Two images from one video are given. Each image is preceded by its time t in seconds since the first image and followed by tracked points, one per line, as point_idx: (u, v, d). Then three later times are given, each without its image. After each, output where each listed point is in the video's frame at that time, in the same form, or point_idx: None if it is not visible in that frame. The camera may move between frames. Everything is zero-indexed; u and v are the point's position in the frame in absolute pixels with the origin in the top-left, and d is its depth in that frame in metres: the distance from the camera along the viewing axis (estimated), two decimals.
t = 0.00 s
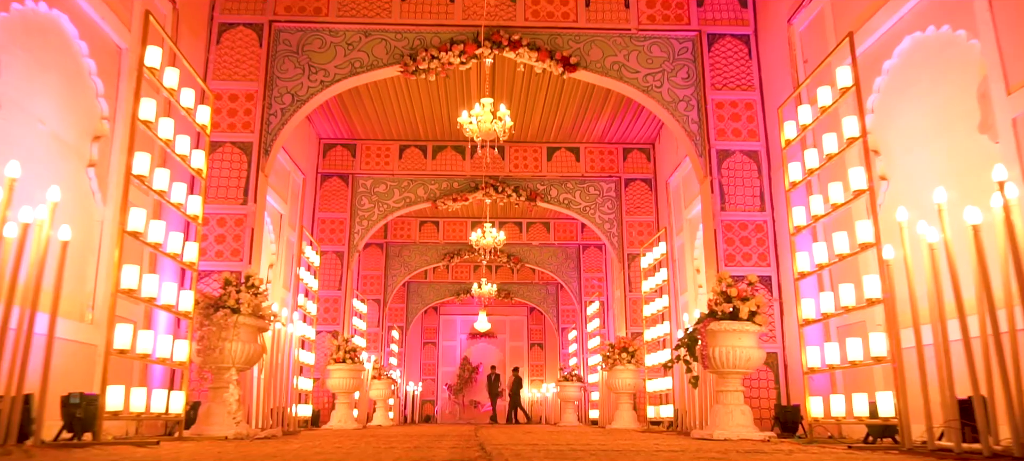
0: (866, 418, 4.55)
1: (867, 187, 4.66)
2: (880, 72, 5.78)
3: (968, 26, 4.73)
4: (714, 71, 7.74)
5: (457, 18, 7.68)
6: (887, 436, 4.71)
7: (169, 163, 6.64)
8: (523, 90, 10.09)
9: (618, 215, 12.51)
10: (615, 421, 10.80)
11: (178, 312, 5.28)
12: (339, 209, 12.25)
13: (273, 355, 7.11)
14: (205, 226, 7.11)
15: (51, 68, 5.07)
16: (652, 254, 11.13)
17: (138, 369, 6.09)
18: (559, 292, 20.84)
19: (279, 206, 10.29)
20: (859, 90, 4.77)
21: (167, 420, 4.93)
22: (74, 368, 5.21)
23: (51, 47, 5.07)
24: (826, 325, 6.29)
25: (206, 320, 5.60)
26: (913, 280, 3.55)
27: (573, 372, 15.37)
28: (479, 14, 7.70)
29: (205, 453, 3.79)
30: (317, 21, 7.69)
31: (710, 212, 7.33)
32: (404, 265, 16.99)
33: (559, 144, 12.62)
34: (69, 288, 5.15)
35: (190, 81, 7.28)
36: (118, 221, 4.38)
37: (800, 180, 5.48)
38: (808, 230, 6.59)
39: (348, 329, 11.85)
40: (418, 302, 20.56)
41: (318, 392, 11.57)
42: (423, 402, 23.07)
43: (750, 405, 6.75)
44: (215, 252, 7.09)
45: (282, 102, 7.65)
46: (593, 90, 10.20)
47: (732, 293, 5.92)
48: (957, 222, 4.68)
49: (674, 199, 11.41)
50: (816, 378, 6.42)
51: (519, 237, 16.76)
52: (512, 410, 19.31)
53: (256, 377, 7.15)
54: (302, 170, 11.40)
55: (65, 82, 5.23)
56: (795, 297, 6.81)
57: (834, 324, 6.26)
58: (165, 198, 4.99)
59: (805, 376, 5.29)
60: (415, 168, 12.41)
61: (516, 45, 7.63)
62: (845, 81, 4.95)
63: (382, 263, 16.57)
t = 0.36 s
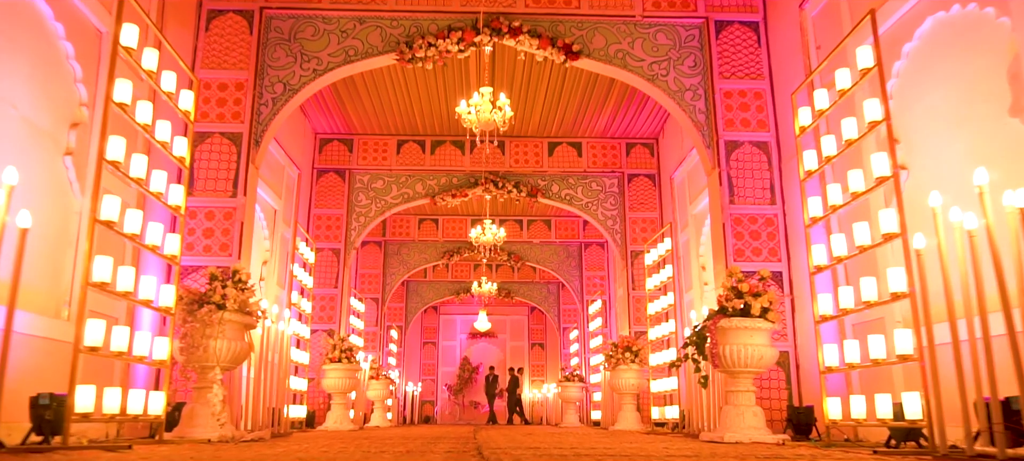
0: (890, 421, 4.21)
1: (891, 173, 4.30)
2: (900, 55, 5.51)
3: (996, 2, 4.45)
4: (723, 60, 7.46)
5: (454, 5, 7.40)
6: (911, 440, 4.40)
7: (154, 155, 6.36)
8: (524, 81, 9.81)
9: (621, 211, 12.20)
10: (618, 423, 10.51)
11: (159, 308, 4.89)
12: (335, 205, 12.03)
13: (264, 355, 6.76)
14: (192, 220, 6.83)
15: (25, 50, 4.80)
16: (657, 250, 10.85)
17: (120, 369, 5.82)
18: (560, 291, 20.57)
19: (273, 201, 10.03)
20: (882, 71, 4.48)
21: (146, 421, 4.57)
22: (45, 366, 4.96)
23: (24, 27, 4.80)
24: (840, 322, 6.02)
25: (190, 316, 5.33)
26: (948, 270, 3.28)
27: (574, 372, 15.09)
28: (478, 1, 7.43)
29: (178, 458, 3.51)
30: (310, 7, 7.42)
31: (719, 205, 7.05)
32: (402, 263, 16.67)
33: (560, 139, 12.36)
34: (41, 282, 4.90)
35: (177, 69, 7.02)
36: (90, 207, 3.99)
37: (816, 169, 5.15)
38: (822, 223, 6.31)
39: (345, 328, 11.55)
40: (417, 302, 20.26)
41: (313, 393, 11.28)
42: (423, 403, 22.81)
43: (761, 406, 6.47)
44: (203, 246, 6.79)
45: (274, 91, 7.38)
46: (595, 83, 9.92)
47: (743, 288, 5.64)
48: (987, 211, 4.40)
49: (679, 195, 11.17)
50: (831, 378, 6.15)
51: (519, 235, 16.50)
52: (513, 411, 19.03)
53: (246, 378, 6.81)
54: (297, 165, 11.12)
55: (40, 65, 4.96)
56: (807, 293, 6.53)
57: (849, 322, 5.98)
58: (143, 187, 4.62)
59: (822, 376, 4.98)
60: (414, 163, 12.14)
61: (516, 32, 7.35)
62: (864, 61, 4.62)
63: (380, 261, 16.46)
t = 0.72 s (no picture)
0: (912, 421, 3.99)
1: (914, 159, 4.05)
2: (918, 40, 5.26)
3: None
4: (730, 49, 7.24)
5: None
6: (933, 441, 4.17)
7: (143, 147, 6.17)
8: (526, 71, 9.57)
9: (623, 207, 12.03)
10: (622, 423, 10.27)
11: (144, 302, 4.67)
12: (333, 201, 11.77)
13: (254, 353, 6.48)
14: (182, 213, 6.61)
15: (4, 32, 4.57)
16: (661, 247, 10.63)
17: (104, 367, 5.61)
18: (561, 290, 20.36)
19: (269, 198, 9.83)
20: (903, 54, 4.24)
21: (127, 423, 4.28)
22: (24, 362, 4.74)
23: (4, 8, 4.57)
24: (853, 320, 5.80)
25: (176, 312, 5.08)
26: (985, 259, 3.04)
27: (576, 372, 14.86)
28: None
29: None
30: None
31: (726, 199, 6.83)
32: (401, 262, 16.47)
33: (561, 134, 12.06)
34: (17, 274, 4.68)
35: (167, 59, 6.80)
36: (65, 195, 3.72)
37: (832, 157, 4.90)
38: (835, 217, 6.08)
39: (342, 327, 11.31)
40: (417, 301, 20.03)
41: (310, 393, 11.04)
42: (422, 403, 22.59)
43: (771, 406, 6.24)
44: (194, 241, 6.57)
45: (267, 81, 7.16)
46: (598, 76, 9.71)
47: (754, 283, 5.41)
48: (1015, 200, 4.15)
49: (683, 191, 10.96)
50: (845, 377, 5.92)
51: (520, 233, 16.28)
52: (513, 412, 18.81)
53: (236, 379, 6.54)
54: (293, 160, 10.91)
55: (20, 48, 4.73)
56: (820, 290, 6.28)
57: (863, 319, 5.76)
58: (126, 174, 4.22)
59: (838, 374, 4.75)
60: (412, 159, 11.87)
61: (517, 20, 7.09)
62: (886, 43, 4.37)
63: (379, 260, 16.25)
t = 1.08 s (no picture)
0: (945, 422, 3.70)
1: (949, 139, 3.74)
2: (943, 17, 4.95)
3: None
4: (740, 34, 6.96)
5: None
6: (967, 444, 3.87)
7: (128, 134, 5.90)
8: (527, 58, 9.28)
9: (628, 203, 11.72)
10: (626, 424, 9.98)
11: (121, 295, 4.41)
12: (330, 196, 11.48)
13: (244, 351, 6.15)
14: (169, 204, 6.33)
15: None
16: (666, 243, 10.35)
17: (85, 365, 5.34)
18: (563, 289, 20.08)
19: (262, 192, 9.56)
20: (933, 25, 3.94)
21: (102, 423, 4.05)
22: None
23: None
24: (874, 315, 5.49)
25: (157, 306, 4.76)
26: None
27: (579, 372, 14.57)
28: None
29: None
30: None
31: (738, 189, 6.55)
32: (401, 259, 16.24)
33: (564, 128, 11.84)
34: None
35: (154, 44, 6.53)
36: (32, 177, 3.44)
37: (855, 140, 4.60)
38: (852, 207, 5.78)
39: (339, 325, 11.03)
40: (417, 300, 19.74)
41: (306, 392, 10.76)
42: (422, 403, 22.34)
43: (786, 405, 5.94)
44: (181, 233, 6.28)
45: (258, 67, 6.91)
46: (602, 64, 9.45)
47: (769, 276, 5.13)
48: None
49: (689, 186, 10.70)
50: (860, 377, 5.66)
51: (521, 230, 15.98)
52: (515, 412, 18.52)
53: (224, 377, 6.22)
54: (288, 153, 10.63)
55: None
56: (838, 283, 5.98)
57: (883, 314, 5.46)
58: (100, 156, 3.90)
59: (861, 372, 4.45)
60: (410, 153, 11.64)
61: (518, 4, 6.77)
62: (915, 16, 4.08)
63: (378, 258, 15.88)
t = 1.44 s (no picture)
0: (979, 421, 3.47)
1: (983, 118, 3.51)
2: None
3: None
4: (751, 21, 6.73)
5: None
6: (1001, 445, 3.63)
7: (115, 120, 5.65)
8: (531, 45, 9.05)
9: (632, 198, 11.50)
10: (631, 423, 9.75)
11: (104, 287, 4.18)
12: (328, 191, 11.25)
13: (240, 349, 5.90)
14: (160, 196, 6.11)
15: None
16: (672, 239, 10.16)
17: (68, 361, 5.10)
18: (565, 288, 19.85)
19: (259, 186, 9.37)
20: None
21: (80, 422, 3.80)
22: None
23: None
24: (893, 309, 5.26)
25: (143, 298, 4.55)
26: None
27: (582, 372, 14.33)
28: None
29: None
30: None
31: (749, 180, 6.31)
32: (401, 257, 16.00)
33: (567, 122, 11.60)
34: None
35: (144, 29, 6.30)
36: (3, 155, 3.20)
37: (879, 124, 4.34)
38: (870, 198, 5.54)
39: (338, 323, 10.82)
40: (417, 299, 19.51)
41: (303, 392, 10.52)
42: (423, 404, 22.10)
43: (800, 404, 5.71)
44: (172, 225, 6.06)
45: (252, 54, 6.68)
46: (608, 52, 9.26)
47: (785, 269, 4.90)
48: None
49: (695, 181, 10.49)
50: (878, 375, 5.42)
51: (523, 227, 15.76)
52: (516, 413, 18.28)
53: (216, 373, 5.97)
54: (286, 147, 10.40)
55: None
56: (854, 275, 5.74)
57: (903, 309, 5.23)
58: (79, 138, 3.66)
59: (884, 368, 4.23)
60: (410, 147, 11.39)
61: None
62: None
63: (377, 256, 15.66)
